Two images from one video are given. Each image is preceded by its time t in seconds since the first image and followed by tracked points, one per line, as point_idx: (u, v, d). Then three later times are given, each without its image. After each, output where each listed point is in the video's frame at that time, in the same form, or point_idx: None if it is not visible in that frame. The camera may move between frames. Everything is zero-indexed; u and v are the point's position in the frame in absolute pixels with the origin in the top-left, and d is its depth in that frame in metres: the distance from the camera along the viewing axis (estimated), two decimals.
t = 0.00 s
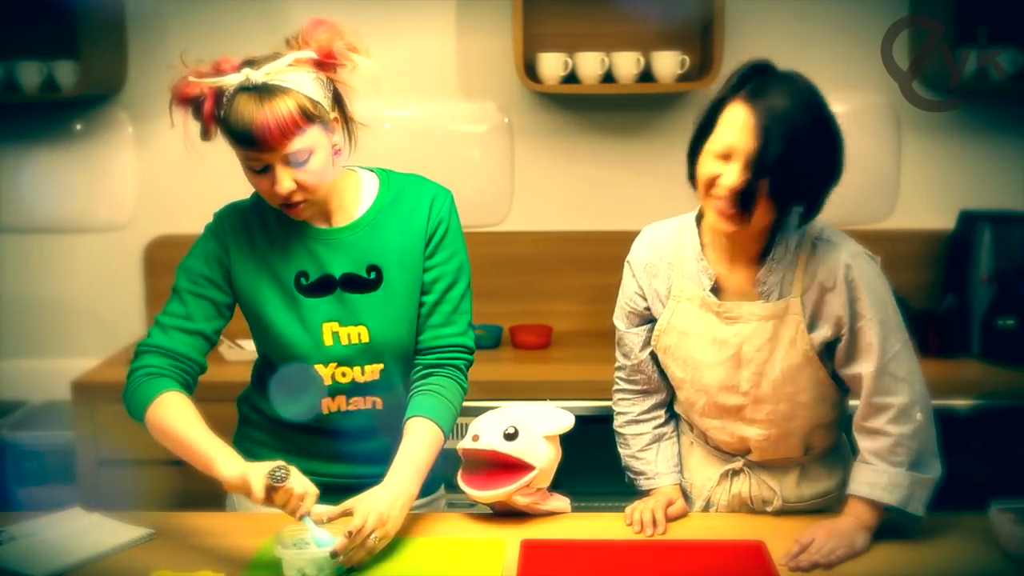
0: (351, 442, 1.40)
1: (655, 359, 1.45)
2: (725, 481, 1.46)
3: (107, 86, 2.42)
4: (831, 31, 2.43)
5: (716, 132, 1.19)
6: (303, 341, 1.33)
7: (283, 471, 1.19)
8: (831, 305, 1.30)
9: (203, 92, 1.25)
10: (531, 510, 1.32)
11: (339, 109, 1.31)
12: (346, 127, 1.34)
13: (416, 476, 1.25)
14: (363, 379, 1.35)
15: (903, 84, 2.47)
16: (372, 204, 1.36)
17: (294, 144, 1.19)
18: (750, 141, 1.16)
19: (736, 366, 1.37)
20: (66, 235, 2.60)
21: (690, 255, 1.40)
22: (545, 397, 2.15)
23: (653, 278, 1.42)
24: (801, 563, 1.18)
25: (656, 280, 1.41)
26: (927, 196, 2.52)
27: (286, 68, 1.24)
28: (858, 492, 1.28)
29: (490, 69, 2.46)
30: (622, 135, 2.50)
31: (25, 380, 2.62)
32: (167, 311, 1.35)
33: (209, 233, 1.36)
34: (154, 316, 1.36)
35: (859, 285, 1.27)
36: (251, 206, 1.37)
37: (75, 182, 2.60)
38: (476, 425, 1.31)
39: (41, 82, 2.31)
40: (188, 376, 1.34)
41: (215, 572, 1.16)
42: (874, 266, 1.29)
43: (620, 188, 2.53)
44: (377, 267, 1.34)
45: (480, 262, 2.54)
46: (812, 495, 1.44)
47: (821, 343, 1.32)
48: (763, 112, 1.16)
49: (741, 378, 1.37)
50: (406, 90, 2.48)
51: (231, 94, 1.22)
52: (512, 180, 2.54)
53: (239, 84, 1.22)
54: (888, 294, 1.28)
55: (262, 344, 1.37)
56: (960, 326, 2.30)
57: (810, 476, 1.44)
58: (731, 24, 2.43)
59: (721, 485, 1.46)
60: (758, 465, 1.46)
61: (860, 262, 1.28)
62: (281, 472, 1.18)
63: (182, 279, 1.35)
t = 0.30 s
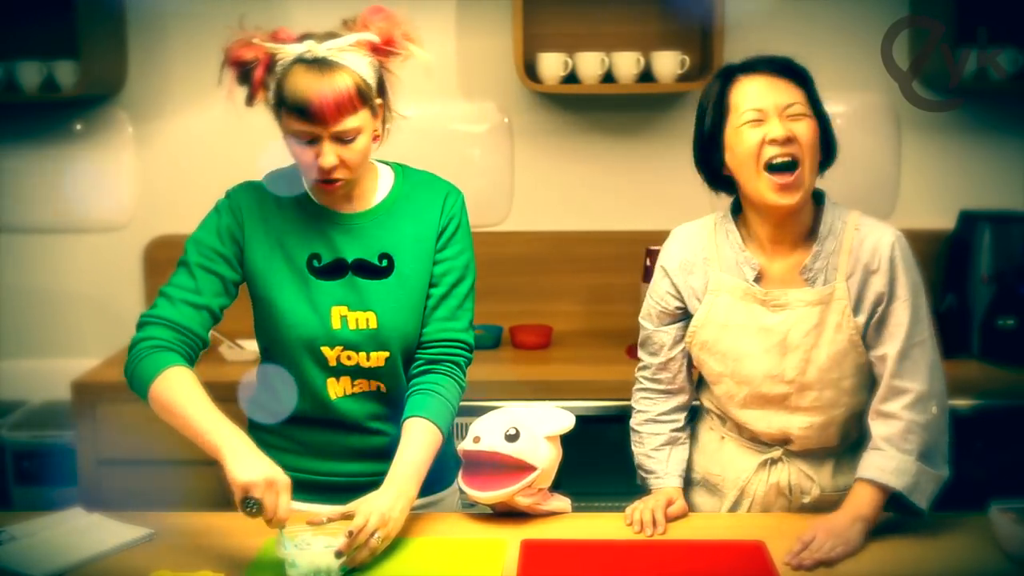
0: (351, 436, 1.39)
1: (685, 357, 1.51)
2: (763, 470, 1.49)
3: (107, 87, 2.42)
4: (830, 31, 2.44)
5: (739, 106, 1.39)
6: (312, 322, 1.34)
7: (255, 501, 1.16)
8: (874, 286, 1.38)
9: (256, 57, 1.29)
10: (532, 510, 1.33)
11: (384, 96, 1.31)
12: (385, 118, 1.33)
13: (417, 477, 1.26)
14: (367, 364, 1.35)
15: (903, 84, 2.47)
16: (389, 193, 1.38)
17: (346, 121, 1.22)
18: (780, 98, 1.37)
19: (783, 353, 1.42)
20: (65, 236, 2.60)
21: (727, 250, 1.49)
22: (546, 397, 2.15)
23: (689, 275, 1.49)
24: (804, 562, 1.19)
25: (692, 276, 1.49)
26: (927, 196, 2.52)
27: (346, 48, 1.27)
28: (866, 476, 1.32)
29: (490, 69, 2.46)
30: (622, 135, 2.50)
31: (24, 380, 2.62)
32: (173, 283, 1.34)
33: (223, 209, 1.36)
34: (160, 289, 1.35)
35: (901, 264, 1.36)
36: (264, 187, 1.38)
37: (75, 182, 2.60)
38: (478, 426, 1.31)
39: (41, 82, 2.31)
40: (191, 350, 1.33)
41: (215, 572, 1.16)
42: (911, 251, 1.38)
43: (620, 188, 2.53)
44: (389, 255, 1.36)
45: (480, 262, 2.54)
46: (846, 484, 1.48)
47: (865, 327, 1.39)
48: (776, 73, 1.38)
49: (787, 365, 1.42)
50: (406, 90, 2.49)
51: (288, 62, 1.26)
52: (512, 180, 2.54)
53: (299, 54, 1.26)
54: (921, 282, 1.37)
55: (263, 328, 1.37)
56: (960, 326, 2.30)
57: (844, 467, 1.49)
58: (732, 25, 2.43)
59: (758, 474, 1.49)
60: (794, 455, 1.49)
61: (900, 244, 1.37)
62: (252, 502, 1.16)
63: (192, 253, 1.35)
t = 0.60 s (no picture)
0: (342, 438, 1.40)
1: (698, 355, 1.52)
2: (768, 468, 1.50)
3: (107, 87, 2.42)
4: (830, 31, 2.44)
5: (735, 118, 1.38)
6: (314, 320, 1.32)
7: (248, 526, 1.16)
8: (872, 290, 1.38)
9: (327, 54, 1.30)
10: (532, 510, 1.32)
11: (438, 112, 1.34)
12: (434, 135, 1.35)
13: (409, 486, 1.28)
14: (365, 366, 1.35)
15: (903, 84, 2.47)
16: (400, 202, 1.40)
17: (405, 131, 1.24)
18: (773, 113, 1.36)
19: (785, 355, 1.44)
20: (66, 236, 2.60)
21: (736, 251, 1.50)
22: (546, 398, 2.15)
23: (700, 276, 1.52)
24: (807, 557, 1.20)
25: (703, 278, 1.51)
26: (927, 196, 2.52)
27: (417, 61, 1.29)
28: (855, 475, 1.35)
29: (490, 69, 2.46)
30: (622, 135, 2.50)
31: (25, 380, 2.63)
32: (181, 290, 1.31)
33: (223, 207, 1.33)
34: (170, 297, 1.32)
35: (900, 270, 1.35)
36: (266, 180, 1.36)
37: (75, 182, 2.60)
38: (477, 426, 1.31)
39: (41, 82, 2.31)
40: (206, 359, 1.32)
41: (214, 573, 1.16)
42: (914, 254, 1.37)
43: (620, 188, 2.53)
44: (396, 261, 1.37)
45: (480, 262, 2.54)
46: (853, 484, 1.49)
47: (865, 331, 1.40)
48: (775, 86, 1.36)
49: (789, 367, 1.44)
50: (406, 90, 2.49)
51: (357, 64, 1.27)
52: (512, 180, 2.54)
53: (370, 57, 1.27)
54: (922, 286, 1.36)
55: (266, 327, 1.34)
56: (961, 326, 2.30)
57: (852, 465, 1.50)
58: (732, 25, 2.43)
59: (763, 471, 1.50)
60: (799, 453, 1.50)
61: (901, 249, 1.36)
62: (246, 527, 1.17)
63: (199, 256, 1.31)
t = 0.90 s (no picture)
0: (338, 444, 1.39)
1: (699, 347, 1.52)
2: (745, 466, 1.51)
3: (107, 87, 2.42)
4: (830, 31, 2.44)
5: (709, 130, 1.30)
6: (316, 333, 1.33)
7: (263, 523, 1.13)
8: (845, 303, 1.34)
9: (310, 69, 1.30)
10: (531, 510, 1.32)
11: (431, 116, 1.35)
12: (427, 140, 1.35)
13: (408, 490, 1.29)
14: (365, 378, 1.36)
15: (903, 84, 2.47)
16: (406, 215, 1.40)
17: (383, 139, 1.24)
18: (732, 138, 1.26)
19: (761, 360, 1.42)
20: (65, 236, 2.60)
21: (732, 247, 1.48)
22: (545, 398, 2.15)
23: (698, 269, 1.51)
24: (807, 557, 1.20)
25: (700, 271, 1.50)
26: (927, 196, 2.52)
27: (397, 68, 1.29)
28: (853, 480, 1.33)
29: (490, 69, 2.46)
30: (622, 135, 2.50)
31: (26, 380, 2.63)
32: (183, 292, 1.31)
33: (235, 209, 1.34)
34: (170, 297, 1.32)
35: (872, 289, 1.30)
36: (279, 185, 1.37)
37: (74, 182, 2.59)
38: (478, 426, 1.31)
39: (41, 82, 2.31)
40: (200, 363, 1.30)
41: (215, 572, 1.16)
42: (894, 272, 1.31)
43: (620, 188, 2.53)
44: (399, 274, 1.38)
45: (480, 262, 2.54)
46: (828, 490, 1.48)
47: (839, 341, 1.37)
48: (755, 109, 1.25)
49: (763, 371, 1.42)
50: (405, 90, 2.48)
51: (337, 79, 1.28)
52: (512, 180, 2.54)
53: (347, 71, 1.28)
54: (903, 299, 1.31)
55: (270, 338, 1.35)
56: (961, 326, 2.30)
57: (825, 472, 1.49)
58: (732, 26, 2.43)
59: (740, 468, 1.52)
60: (777, 455, 1.51)
61: (876, 266, 1.30)
62: (258, 526, 1.13)
63: (204, 258, 1.31)
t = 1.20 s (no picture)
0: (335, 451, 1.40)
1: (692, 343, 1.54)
2: (730, 468, 1.52)
3: (107, 87, 2.42)
4: (830, 31, 2.44)
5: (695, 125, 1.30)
6: (310, 343, 1.34)
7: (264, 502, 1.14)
8: (832, 304, 1.33)
9: (268, 84, 1.30)
10: (531, 510, 1.32)
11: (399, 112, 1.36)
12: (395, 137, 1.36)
13: (408, 486, 1.28)
14: (362, 388, 1.37)
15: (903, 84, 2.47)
16: (399, 218, 1.40)
17: (347, 144, 1.24)
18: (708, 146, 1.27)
19: (747, 357, 1.42)
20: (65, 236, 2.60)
21: (724, 243, 1.49)
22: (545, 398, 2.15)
23: (689, 265, 1.52)
24: (807, 557, 1.20)
25: (692, 266, 1.51)
26: (926, 196, 2.52)
27: (350, 70, 1.29)
28: (852, 482, 1.32)
29: (490, 68, 2.46)
30: (622, 135, 2.50)
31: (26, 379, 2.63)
32: (168, 300, 1.34)
33: (223, 223, 1.35)
34: (156, 305, 1.35)
35: (860, 289, 1.29)
36: (270, 196, 1.38)
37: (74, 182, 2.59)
38: (476, 429, 1.32)
39: (41, 82, 2.32)
40: (183, 368, 1.33)
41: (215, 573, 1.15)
42: (883, 272, 1.30)
43: (620, 188, 2.53)
44: (393, 280, 1.38)
45: (479, 262, 2.54)
46: (812, 492, 1.48)
47: (825, 339, 1.37)
48: (730, 118, 1.24)
49: (749, 369, 1.43)
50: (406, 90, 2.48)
51: (293, 88, 1.28)
52: (512, 180, 2.54)
53: (301, 79, 1.27)
54: (893, 299, 1.30)
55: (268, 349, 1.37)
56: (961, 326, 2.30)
57: (811, 475, 1.49)
58: (732, 26, 2.43)
59: (726, 471, 1.53)
60: (762, 457, 1.51)
61: (865, 265, 1.30)
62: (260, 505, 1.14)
63: (189, 269, 1.34)
